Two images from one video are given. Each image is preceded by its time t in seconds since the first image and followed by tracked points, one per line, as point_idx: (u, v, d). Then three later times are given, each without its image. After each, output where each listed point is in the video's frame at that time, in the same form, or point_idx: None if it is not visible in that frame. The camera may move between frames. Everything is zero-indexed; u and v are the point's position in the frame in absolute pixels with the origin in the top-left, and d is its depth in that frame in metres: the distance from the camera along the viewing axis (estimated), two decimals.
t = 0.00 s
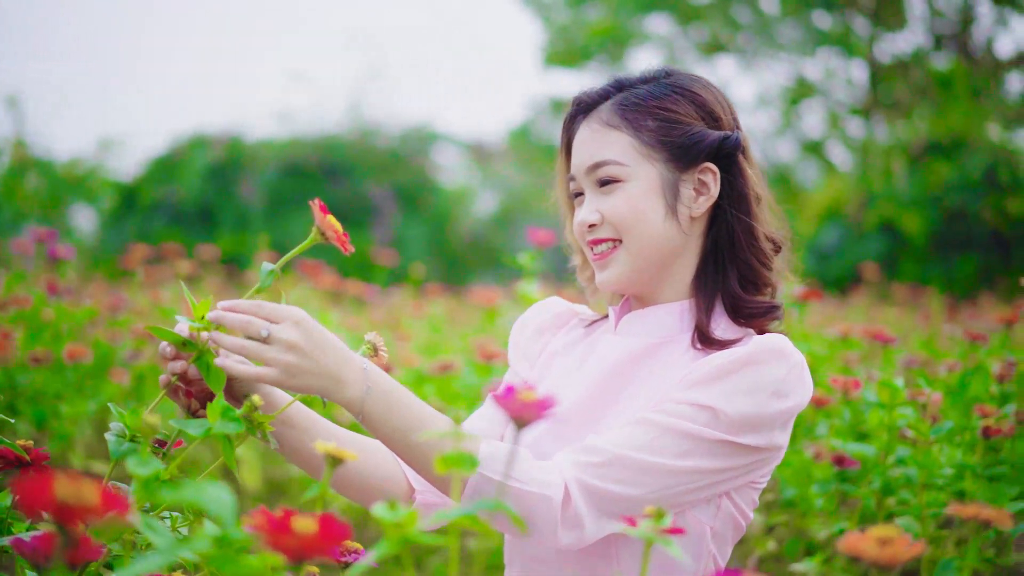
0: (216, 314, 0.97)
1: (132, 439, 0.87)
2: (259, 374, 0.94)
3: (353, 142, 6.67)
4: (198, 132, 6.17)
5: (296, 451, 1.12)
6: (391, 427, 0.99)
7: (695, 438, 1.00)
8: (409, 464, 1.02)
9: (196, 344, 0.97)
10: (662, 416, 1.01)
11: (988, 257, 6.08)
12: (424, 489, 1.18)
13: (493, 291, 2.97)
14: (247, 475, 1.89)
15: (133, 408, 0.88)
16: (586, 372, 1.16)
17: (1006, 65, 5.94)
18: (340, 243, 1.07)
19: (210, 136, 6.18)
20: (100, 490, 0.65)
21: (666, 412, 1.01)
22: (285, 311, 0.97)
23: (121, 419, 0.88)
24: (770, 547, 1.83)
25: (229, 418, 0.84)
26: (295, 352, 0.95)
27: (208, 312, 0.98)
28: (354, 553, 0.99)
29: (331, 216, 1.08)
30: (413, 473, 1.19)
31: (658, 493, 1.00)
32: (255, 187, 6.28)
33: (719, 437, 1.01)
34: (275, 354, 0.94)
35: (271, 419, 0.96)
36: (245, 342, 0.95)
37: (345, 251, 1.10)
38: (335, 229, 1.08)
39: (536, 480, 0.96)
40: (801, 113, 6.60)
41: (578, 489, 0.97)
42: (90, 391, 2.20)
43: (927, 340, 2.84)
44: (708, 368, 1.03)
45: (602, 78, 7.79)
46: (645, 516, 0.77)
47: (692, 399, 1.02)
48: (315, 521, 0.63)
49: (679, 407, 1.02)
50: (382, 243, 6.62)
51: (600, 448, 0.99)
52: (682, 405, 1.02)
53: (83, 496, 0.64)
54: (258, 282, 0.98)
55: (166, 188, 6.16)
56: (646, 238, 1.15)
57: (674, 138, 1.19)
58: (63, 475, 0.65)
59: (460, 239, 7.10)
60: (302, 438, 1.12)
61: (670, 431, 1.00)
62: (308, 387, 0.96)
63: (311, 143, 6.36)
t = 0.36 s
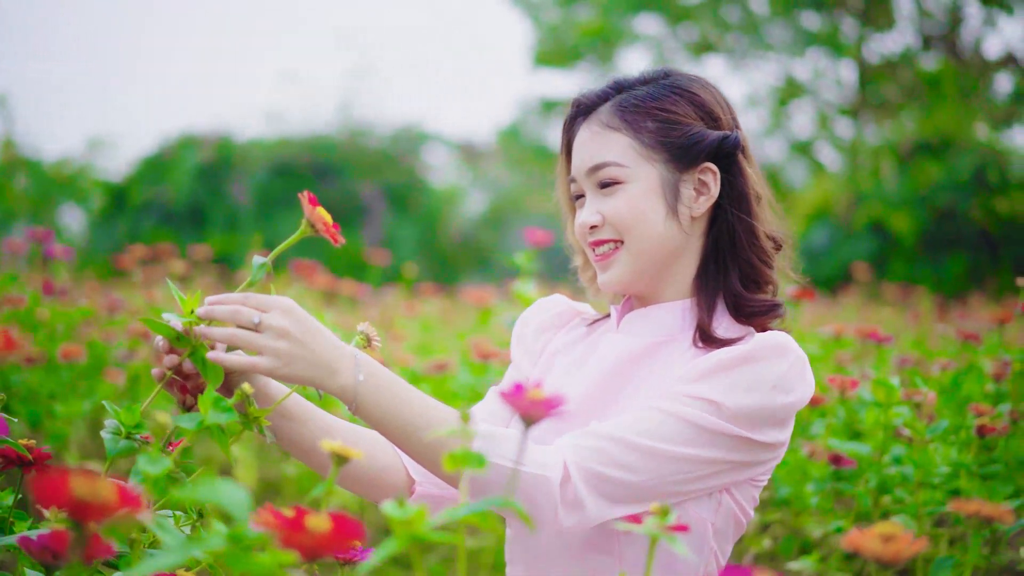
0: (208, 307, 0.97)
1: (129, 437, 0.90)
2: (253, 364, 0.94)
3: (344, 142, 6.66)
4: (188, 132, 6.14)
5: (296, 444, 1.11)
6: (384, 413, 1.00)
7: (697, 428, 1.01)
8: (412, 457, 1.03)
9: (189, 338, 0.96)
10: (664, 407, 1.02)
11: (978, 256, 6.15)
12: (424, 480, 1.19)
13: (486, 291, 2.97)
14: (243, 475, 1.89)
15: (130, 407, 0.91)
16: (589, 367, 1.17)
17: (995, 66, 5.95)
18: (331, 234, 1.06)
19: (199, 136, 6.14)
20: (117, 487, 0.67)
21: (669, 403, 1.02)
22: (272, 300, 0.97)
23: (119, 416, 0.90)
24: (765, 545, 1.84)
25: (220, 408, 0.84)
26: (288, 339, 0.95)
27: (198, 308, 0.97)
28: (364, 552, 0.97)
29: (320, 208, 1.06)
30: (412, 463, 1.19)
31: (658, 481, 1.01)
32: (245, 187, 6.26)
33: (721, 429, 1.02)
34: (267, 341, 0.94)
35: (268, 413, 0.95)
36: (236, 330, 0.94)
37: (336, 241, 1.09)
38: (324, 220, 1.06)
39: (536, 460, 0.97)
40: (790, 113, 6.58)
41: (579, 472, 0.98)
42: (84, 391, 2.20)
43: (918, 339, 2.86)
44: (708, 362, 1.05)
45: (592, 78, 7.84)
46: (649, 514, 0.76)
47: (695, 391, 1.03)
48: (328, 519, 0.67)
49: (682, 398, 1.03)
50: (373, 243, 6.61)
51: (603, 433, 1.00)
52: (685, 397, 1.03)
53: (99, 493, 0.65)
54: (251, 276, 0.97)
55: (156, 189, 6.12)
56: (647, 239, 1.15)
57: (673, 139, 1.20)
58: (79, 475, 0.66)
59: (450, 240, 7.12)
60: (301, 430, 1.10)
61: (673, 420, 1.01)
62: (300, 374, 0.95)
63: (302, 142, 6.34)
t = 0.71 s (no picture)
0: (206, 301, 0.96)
1: (129, 434, 0.90)
2: (250, 347, 0.93)
3: (333, 142, 6.64)
4: (178, 132, 6.09)
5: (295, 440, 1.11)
6: (378, 405, 1.00)
7: (697, 419, 1.02)
8: (413, 451, 1.03)
9: (187, 335, 0.94)
10: (666, 399, 1.03)
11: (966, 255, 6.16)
12: (422, 475, 1.20)
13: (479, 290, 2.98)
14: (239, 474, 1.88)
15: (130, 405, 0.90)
16: (591, 362, 1.17)
17: (983, 66, 6.02)
18: (328, 230, 1.05)
19: (189, 136, 6.10)
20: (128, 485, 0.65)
21: (670, 394, 1.03)
22: (271, 290, 0.97)
23: (118, 415, 0.90)
24: (760, 543, 1.84)
25: (228, 416, 0.83)
26: (288, 326, 0.95)
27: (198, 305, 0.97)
28: (367, 546, 0.95)
29: (318, 203, 1.05)
30: (410, 457, 1.20)
31: (659, 471, 1.02)
32: (235, 187, 6.23)
33: (721, 422, 1.03)
34: (267, 327, 0.94)
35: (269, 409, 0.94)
36: (234, 317, 0.93)
37: (332, 236, 1.08)
38: (322, 216, 1.05)
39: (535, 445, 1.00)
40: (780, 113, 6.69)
41: (581, 458, 0.99)
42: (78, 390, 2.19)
43: (908, 338, 2.88)
44: (707, 356, 1.06)
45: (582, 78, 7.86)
46: (652, 510, 0.77)
47: (696, 384, 1.04)
48: (333, 515, 0.67)
49: (682, 391, 1.04)
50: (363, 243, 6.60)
51: (605, 422, 1.01)
52: (686, 389, 1.04)
53: (111, 491, 0.64)
54: (248, 270, 0.96)
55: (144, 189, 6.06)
56: (647, 240, 1.16)
57: (672, 139, 1.21)
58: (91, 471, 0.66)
59: (440, 240, 7.12)
60: (299, 429, 1.10)
61: (673, 410, 1.02)
62: (295, 364, 0.95)
63: (292, 142, 6.33)
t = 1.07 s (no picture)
0: (205, 300, 0.96)
1: (120, 427, 0.89)
2: (247, 341, 0.94)
3: (325, 142, 6.63)
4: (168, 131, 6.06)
5: (292, 438, 1.11)
6: (373, 399, 1.00)
7: (697, 413, 1.03)
8: (413, 446, 1.03)
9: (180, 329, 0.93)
10: (666, 391, 1.04)
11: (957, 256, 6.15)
12: (417, 468, 1.20)
13: (473, 289, 2.98)
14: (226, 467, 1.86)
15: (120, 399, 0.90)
16: (591, 357, 1.18)
17: (974, 66, 6.13)
18: (323, 230, 1.04)
19: (180, 135, 6.07)
20: (132, 476, 0.65)
21: (670, 388, 1.04)
22: (265, 284, 0.98)
23: (109, 409, 0.90)
24: (754, 540, 1.85)
25: (214, 394, 0.84)
26: (280, 320, 0.95)
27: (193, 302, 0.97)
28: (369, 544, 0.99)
29: (314, 204, 1.05)
30: (405, 450, 1.20)
31: (658, 463, 1.02)
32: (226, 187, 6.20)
33: (720, 416, 1.03)
34: (259, 321, 0.95)
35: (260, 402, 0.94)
36: (229, 312, 0.95)
37: (329, 239, 1.08)
38: (318, 216, 1.05)
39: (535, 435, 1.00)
40: (771, 113, 6.75)
41: (581, 449, 0.99)
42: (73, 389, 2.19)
43: (901, 337, 2.90)
44: (706, 350, 1.06)
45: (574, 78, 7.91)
46: (650, 504, 0.77)
47: (696, 377, 1.04)
48: (333, 509, 0.68)
49: (682, 384, 1.04)
50: (355, 243, 6.60)
51: (606, 413, 1.01)
52: (685, 383, 1.04)
53: (115, 482, 0.64)
54: (241, 269, 0.97)
55: (136, 189, 6.03)
56: (647, 240, 1.17)
57: (668, 139, 1.22)
58: (92, 464, 0.67)
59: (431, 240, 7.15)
60: (293, 422, 1.10)
61: (673, 402, 1.02)
62: (289, 358, 0.95)
63: (284, 142, 6.32)
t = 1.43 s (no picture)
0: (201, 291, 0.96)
1: (121, 421, 0.89)
2: (240, 329, 0.94)
3: (318, 141, 6.62)
4: (161, 131, 6.03)
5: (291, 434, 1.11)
6: (367, 391, 1.00)
7: (696, 404, 1.03)
8: (413, 439, 1.04)
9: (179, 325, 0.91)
10: (665, 383, 1.04)
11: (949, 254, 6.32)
12: (409, 459, 1.20)
13: (466, 287, 2.99)
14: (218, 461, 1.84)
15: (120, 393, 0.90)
16: (590, 351, 1.18)
17: (966, 66, 6.31)
18: (317, 221, 1.03)
19: (173, 135, 6.03)
20: (140, 467, 0.66)
21: (669, 379, 1.04)
22: (261, 275, 0.98)
23: (109, 402, 0.90)
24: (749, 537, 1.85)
25: (225, 397, 0.85)
26: (274, 311, 0.95)
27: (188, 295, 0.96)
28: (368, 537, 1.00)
29: (306, 193, 1.03)
30: (398, 441, 1.20)
31: (656, 453, 1.03)
32: (219, 187, 6.17)
33: (718, 409, 1.04)
34: (253, 312, 0.95)
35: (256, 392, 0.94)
36: (224, 302, 0.95)
37: (323, 227, 1.06)
38: (310, 206, 1.03)
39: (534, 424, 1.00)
40: (763, 113, 6.64)
41: (580, 438, 1.00)
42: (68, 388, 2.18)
43: (892, 335, 2.92)
44: (705, 343, 1.07)
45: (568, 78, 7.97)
46: (649, 496, 0.78)
47: (694, 369, 1.05)
48: (335, 500, 0.69)
49: (682, 376, 1.05)
50: (349, 242, 6.63)
51: (606, 403, 1.02)
52: (684, 375, 1.05)
53: (123, 472, 0.65)
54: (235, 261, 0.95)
55: (129, 188, 5.97)
56: (646, 237, 1.17)
57: (665, 136, 1.22)
58: (100, 454, 0.67)
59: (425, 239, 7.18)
60: (283, 414, 1.10)
61: (673, 394, 1.03)
62: (282, 350, 0.95)
63: (279, 141, 6.32)
